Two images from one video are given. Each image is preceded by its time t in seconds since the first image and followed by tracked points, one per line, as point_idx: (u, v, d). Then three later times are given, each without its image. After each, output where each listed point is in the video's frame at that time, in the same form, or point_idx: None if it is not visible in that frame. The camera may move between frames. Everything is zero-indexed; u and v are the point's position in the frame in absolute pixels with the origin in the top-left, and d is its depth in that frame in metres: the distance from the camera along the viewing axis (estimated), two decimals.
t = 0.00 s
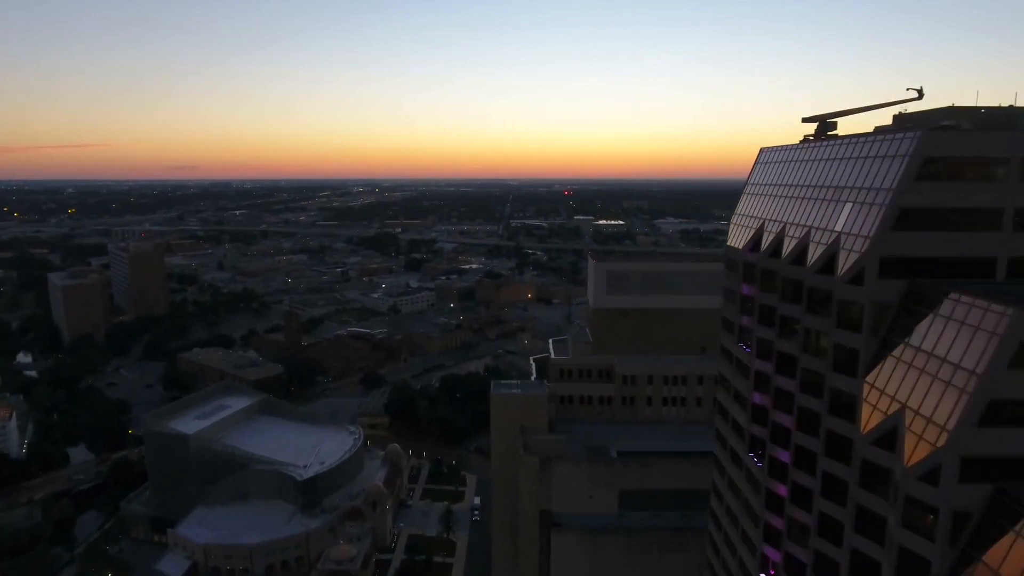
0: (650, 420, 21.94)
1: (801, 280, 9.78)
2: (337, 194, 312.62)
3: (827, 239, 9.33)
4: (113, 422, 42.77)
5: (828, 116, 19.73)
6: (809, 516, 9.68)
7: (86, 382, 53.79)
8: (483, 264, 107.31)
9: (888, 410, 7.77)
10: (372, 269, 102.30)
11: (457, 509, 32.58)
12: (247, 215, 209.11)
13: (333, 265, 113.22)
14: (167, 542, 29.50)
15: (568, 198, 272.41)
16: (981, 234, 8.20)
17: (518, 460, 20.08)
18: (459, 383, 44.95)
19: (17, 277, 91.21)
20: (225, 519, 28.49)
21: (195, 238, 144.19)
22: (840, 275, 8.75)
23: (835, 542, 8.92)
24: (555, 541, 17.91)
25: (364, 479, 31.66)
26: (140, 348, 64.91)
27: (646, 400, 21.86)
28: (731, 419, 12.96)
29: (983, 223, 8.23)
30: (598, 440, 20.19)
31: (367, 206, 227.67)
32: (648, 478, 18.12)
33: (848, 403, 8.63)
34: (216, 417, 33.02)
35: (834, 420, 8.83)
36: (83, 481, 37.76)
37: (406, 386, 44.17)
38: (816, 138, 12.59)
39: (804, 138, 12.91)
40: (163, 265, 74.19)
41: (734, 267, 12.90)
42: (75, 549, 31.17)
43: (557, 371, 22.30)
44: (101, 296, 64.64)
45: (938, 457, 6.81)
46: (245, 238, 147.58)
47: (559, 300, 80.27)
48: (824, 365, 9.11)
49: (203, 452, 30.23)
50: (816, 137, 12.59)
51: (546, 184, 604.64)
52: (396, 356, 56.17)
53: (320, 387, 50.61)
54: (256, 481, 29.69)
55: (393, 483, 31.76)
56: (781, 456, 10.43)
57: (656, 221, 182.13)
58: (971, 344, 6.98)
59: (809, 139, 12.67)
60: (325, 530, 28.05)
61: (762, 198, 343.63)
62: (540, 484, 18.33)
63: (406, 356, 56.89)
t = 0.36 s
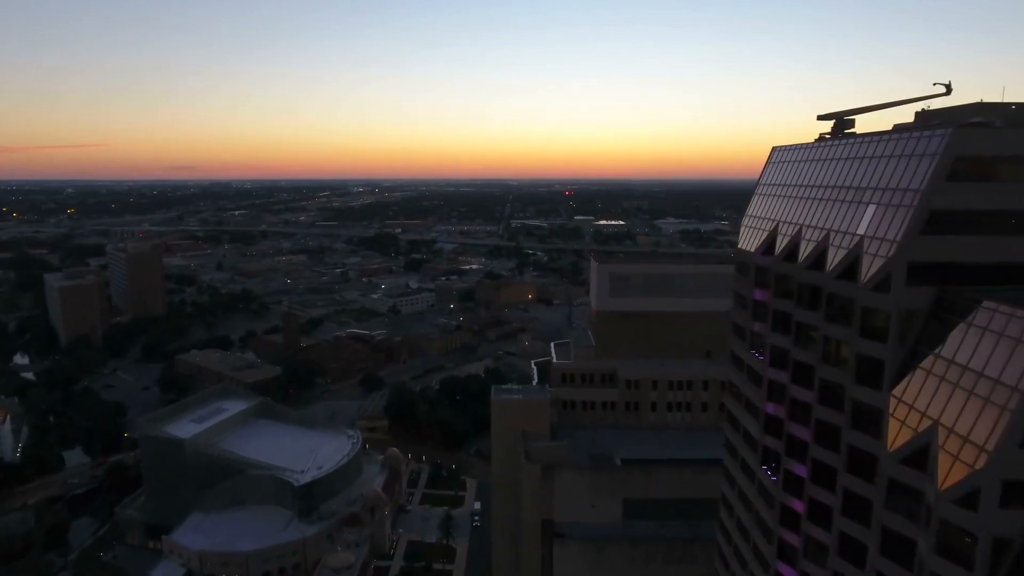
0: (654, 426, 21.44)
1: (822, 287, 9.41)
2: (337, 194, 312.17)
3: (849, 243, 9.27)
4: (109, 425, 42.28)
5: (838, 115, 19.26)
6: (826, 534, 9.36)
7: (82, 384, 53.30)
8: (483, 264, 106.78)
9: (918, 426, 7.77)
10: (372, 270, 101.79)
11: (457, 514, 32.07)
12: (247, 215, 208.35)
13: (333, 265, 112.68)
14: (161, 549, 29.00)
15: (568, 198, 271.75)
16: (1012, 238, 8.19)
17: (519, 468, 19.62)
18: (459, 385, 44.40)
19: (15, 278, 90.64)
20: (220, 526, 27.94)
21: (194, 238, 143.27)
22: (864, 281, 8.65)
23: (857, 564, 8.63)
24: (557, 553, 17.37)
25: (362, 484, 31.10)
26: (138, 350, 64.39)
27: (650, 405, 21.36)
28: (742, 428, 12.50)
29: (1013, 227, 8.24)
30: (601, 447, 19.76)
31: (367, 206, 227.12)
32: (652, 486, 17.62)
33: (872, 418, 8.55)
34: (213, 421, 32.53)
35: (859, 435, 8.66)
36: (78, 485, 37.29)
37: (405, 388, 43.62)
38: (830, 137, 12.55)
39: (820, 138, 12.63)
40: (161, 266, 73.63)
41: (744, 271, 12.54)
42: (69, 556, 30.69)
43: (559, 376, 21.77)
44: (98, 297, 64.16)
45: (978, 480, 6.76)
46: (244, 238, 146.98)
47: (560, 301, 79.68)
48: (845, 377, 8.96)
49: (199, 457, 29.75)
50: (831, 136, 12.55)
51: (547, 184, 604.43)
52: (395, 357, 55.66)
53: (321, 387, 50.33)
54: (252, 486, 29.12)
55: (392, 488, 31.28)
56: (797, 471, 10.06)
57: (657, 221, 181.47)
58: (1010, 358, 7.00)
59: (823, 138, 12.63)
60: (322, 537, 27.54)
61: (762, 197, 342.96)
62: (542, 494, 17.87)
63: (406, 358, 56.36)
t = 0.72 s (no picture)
0: (658, 431, 20.96)
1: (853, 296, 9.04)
2: (337, 194, 311.77)
3: (872, 245, 9.45)
4: (106, 428, 41.84)
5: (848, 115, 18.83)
6: (846, 553, 9.50)
7: (78, 387, 52.80)
8: (483, 265, 106.44)
9: (951, 443, 7.90)
10: (371, 270, 101.32)
11: (457, 520, 31.63)
12: (246, 215, 207.94)
13: (332, 266, 112.21)
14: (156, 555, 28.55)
15: (568, 198, 271.39)
16: None
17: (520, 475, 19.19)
18: (459, 388, 43.97)
19: (11, 279, 90.09)
20: (215, 533, 27.35)
21: (192, 238, 142.72)
22: (890, 286, 8.84)
23: None
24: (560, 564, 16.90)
25: (361, 489, 30.57)
26: (135, 351, 63.91)
27: (654, 410, 20.88)
28: (752, 438, 12.33)
29: None
30: (605, 453, 19.42)
31: (367, 207, 226.57)
32: (657, 493, 17.30)
33: (898, 436, 8.70)
34: (209, 425, 32.08)
35: (881, 451, 8.86)
36: (73, 490, 36.82)
37: (405, 390, 43.18)
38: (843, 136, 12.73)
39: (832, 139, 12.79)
40: (159, 267, 73.08)
41: (754, 274, 12.65)
42: (63, 562, 30.21)
43: (561, 380, 21.27)
44: (95, 299, 63.69)
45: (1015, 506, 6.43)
46: (243, 239, 146.45)
47: (560, 302, 79.16)
48: (868, 388, 9.10)
49: (195, 462, 29.33)
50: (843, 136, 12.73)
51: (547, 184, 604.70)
52: (394, 359, 55.18)
53: (318, 391, 49.68)
54: (248, 490, 28.57)
55: (390, 493, 30.76)
56: (815, 486, 10.12)
57: (656, 221, 181.54)
58: None
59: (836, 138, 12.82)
60: (320, 544, 26.95)
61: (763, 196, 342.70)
62: (545, 503, 17.42)
63: (405, 359, 55.88)
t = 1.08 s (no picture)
0: (663, 436, 20.50)
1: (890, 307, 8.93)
2: (337, 194, 311.17)
3: (900, 251, 9.40)
4: (102, 431, 41.35)
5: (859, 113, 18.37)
6: (863, 571, 9.65)
7: (74, 389, 52.35)
8: (483, 265, 105.91)
9: (985, 462, 7.62)
10: (370, 271, 100.80)
11: (457, 525, 31.18)
12: (245, 215, 207.22)
13: (332, 266, 111.77)
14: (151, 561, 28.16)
15: (568, 198, 270.80)
16: None
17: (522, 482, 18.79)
18: (459, 390, 43.53)
19: (8, 280, 89.59)
20: (210, 539, 26.88)
21: (191, 239, 142.25)
22: (916, 293, 8.78)
23: None
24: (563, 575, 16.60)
25: (360, 494, 30.08)
26: (132, 353, 63.44)
27: (658, 415, 20.43)
28: (764, 448, 12.45)
29: None
30: (608, 459, 19.08)
31: (366, 207, 226.04)
32: (663, 504, 17.03)
33: (926, 453, 8.61)
34: (206, 429, 31.69)
35: (908, 469, 8.79)
36: (68, 494, 36.38)
37: (405, 393, 42.76)
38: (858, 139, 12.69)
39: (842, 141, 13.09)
40: (156, 268, 72.58)
41: (768, 277, 12.91)
42: (57, 568, 29.77)
43: (563, 385, 20.79)
44: (91, 300, 63.19)
45: None
46: (242, 239, 145.88)
47: (560, 303, 78.69)
48: (891, 402, 9.18)
49: (191, 466, 28.90)
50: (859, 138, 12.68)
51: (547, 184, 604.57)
52: (394, 361, 54.73)
53: (317, 393, 49.29)
54: (245, 495, 28.11)
55: (389, 498, 30.23)
56: (832, 500, 10.28)
57: (657, 222, 180.92)
58: None
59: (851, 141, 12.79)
60: (318, 550, 26.46)
61: (763, 195, 342.24)
62: (548, 512, 17.12)
63: (404, 361, 55.38)
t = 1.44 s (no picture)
0: (668, 443, 20.00)
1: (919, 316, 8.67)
2: (337, 194, 310.68)
3: (932, 256, 9.18)
4: (97, 433, 40.80)
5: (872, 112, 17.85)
6: None
7: (70, 390, 51.85)
8: (483, 266, 105.34)
9: None
10: (370, 271, 100.25)
11: (456, 531, 30.68)
12: (245, 215, 206.73)
13: (331, 266, 111.36)
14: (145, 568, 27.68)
15: (568, 198, 270.14)
16: None
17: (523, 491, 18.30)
18: (459, 392, 43.03)
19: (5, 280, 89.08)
20: (205, 547, 26.30)
21: (190, 239, 141.70)
22: (952, 302, 8.47)
23: None
24: None
25: (358, 499, 29.57)
26: (129, 354, 62.94)
27: (663, 421, 19.95)
28: (778, 460, 12.40)
29: None
30: (613, 466, 18.64)
31: (366, 207, 225.54)
32: (669, 514, 16.54)
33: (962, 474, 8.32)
34: (201, 433, 31.23)
35: (940, 491, 8.48)
36: (63, 498, 35.91)
37: (404, 395, 42.26)
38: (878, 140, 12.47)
39: (858, 142, 12.88)
40: (154, 268, 72.03)
41: (782, 282, 12.73)
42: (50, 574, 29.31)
43: (565, 390, 20.29)
44: (88, 301, 62.70)
45: None
46: (240, 239, 145.34)
47: (561, 303, 78.17)
48: (921, 416, 8.98)
49: (185, 471, 28.33)
50: (879, 139, 12.46)
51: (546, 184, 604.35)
52: (393, 362, 54.20)
53: (315, 395, 48.84)
54: (241, 501, 27.52)
55: (387, 504, 29.72)
56: (853, 517, 10.19)
57: (657, 222, 180.22)
58: None
59: (871, 142, 12.59)
60: (315, 557, 25.93)
61: (763, 194, 341.96)
62: (551, 523, 16.66)
63: (404, 362, 54.85)
